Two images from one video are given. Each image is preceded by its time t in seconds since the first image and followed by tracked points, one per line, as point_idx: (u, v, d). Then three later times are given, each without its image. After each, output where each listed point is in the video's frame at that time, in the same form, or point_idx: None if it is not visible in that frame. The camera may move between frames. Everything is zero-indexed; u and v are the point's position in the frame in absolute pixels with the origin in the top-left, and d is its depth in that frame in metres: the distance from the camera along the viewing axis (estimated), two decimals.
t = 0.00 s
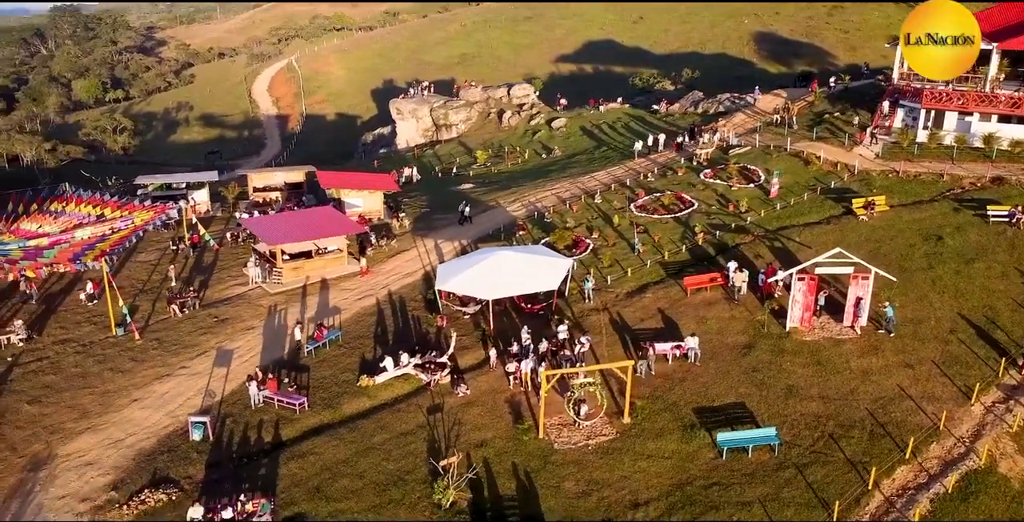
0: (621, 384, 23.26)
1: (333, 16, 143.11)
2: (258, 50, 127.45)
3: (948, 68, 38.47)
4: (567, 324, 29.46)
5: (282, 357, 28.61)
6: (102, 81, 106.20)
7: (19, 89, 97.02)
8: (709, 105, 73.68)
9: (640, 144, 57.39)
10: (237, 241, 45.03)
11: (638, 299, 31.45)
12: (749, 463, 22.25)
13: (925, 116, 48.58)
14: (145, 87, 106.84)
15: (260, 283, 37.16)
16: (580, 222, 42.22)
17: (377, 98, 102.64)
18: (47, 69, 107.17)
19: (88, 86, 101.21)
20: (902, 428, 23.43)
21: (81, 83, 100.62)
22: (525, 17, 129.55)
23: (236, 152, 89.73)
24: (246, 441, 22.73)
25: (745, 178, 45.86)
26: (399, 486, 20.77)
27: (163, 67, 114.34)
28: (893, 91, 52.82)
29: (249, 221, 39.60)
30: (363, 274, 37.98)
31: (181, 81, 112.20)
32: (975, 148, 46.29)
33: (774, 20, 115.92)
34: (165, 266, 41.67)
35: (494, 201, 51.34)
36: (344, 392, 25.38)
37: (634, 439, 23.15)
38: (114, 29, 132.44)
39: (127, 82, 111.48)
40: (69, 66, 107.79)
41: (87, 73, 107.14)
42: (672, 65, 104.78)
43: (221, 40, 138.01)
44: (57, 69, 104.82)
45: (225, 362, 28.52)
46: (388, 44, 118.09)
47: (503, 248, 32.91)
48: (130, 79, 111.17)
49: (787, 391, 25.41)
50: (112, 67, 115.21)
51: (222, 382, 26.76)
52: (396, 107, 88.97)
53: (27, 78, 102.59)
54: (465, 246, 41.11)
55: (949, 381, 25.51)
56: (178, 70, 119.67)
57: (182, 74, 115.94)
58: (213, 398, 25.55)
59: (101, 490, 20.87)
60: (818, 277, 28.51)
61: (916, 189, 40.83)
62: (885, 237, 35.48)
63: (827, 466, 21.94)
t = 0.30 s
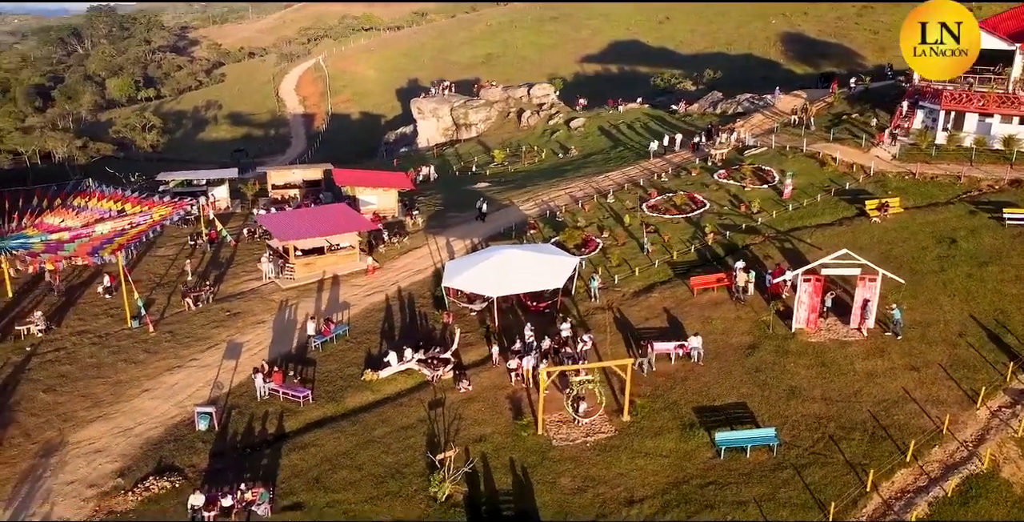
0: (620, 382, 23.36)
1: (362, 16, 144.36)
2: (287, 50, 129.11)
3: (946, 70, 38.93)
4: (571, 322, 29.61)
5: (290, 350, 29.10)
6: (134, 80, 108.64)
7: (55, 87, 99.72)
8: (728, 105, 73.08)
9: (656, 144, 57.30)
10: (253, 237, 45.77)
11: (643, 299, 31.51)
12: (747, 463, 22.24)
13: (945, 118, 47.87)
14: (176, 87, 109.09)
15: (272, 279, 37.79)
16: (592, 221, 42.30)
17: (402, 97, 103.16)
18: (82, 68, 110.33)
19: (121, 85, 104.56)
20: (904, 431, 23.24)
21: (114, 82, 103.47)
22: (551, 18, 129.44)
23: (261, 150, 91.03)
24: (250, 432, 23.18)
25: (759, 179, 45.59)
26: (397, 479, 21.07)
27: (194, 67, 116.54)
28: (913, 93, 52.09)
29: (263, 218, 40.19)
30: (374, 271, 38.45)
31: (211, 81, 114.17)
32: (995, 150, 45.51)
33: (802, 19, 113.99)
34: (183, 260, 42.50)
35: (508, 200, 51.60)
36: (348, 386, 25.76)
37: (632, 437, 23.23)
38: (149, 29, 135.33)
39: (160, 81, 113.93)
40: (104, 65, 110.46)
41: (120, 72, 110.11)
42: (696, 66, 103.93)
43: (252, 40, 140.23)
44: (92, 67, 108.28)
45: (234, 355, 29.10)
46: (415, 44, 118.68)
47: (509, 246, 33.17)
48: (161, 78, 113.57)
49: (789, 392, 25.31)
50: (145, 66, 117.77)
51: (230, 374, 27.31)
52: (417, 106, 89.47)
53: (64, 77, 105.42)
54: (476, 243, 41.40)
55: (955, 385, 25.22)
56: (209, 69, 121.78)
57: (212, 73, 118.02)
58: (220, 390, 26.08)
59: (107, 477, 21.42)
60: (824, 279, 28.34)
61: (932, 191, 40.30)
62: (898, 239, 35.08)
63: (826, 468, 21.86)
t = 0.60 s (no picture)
0: (619, 379, 23.47)
1: (390, 17, 145.44)
2: (315, 50, 130.57)
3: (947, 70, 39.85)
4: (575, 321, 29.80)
5: (298, 344, 29.58)
6: (166, 79, 110.90)
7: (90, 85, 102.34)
8: (747, 106, 72.33)
9: (671, 144, 57.17)
10: (269, 234, 46.47)
11: (649, 298, 31.59)
12: (744, 462, 22.24)
13: (964, 120, 47.11)
14: (207, 86, 111.25)
15: (285, 274, 38.36)
16: (603, 221, 42.36)
17: (426, 97, 103.64)
18: (116, 68, 113.17)
19: (153, 84, 106.87)
20: (905, 434, 23.07)
21: (146, 80, 105.83)
22: (576, 18, 129.04)
23: (286, 148, 92.20)
24: (254, 424, 23.65)
25: (772, 179, 45.29)
26: (394, 472, 21.37)
27: (224, 67, 118.62)
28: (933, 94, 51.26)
29: (277, 214, 40.74)
30: (385, 267, 38.90)
31: (240, 80, 116.08)
32: (1015, 153, 44.72)
33: (832, 18, 111.71)
34: (199, 255, 43.30)
35: (521, 199, 51.80)
36: (353, 380, 26.16)
37: (631, 434, 23.34)
38: (183, 29, 138.03)
39: (191, 80, 116.16)
40: (137, 64, 112.96)
41: (153, 71, 112.61)
42: (720, 66, 102.81)
43: (283, 42, 142.37)
44: (126, 67, 110.93)
45: (244, 348, 29.69)
46: (440, 44, 119.10)
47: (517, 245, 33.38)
48: (192, 77, 115.81)
49: (791, 392, 25.25)
50: (177, 65, 120.14)
51: (238, 367, 27.88)
52: (438, 106, 89.87)
53: (98, 76, 108.15)
54: (486, 242, 41.67)
55: (960, 389, 24.95)
56: (239, 69, 123.74)
57: (242, 72, 120.05)
58: (228, 382, 26.60)
59: (114, 464, 21.98)
60: (830, 280, 28.18)
61: (948, 194, 39.76)
62: (909, 241, 34.70)
63: (824, 469, 21.81)
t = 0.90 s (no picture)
0: (619, 377, 23.58)
1: (418, 17, 146.39)
2: (344, 49, 131.84)
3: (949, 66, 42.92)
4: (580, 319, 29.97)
5: (306, 338, 30.06)
6: (197, 78, 113.03)
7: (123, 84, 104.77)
8: (767, 106, 71.59)
9: (687, 144, 57.01)
10: (285, 230, 47.15)
11: (656, 298, 31.64)
12: (742, 462, 22.24)
13: (985, 121, 46.26)
14: (237, 85, 113.15)
15: (299, 270, 38.96)
16: (614, 221, 42.38)
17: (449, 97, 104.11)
18: (149, 67, 115.65)
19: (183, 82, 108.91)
20: (907, 437, 22.88)
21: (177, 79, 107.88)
22: (603, 18, 128.38)
23: (312, 147, 93.22)
24: (259, 416, 24.13)
25: (787, 181, 44.95)
26: (393, 465, 21.70)
27: (254, 66, 120.57)
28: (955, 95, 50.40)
29: (291, 211, 41.33)
30: (396, 264, 39.33)
31: (270, 80, 117.80)
32: None
33: (862, 17, 109.39)
34: (216, 251, 44.06)
35: (535, 198, 52.00)
36: (357, 374, 26.54)
37: (630, 433, 23.44)
38: (215, 29, 140.60)
39: (221, 78, 118.18)
40: (169, 63, 115.31)
41: (185, 70, 114.90)
42: (745, 66, 101.60)
43: (313, 42, 144.07)
44: (158, 66, 113.31)
45: (254, 341, 30.26)
46: (466, 44, 119.44)
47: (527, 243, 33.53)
48: (223, 76, 117.86)
49: (793, 393, 25.16)
50: (208, 64, 122.28)
51: (247, 359, 28.43)
52: (458, 105, 90.07)
53: (132, 74, 110.63)
54: (498, 240, 41.92)
55: (966, 393, 24.67)
56: (269, 68, 125.48)
57: (273, 71, 121.90)
58: (236, 374, 27.14)
59: (123, 452, 22.58)
60: (837, 281, 28.00)
61: (965, 196, 39.18)
62: (922, 244, 34.29)
63: (822, 471, 21.73)
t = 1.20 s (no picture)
0: (618, 375, 23.71)
1: (446, 17, 147.23)
2: (372, 49, 132.97)
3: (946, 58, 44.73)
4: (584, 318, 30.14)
5: (314, 333, 30.55)
6: (227, 77, 114.98)
7: (155, 83, 107.00)
8: (787, 107, 70.79)
9: (702, 144, 56.78)
10: (301, 227, 47.81)
11: (662, 297, 31.68)
12: (740, 462, 22.27)
13: (1005, 124, 45.53)
14: (266, 84, 114.83)
15: (311, 266, 39.52)
16: (625, 220, 42.40)
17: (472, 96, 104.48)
18: (181, 66, 117.94)
19: (212, 81, 110.82)
20: (908, 440, 22.73)
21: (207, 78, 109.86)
22: (629, 18, 127.67)
23: (337, 145, 94.07)
24: (264, 408, 24.60)
25: (801, 181, 44.59)
26: (393, 458, 22.04)
27: (284, 65, 122.28)
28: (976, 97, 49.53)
29: (305, 208, 41.85)
30: (407, 262, 39.75)
31: (299, 79, 119.30)
32: None
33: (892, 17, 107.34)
34: (233, 246, 44.79)
35: (548, 197, 52.16)
36: (362, 369, 26.93)
37: (629, 431, 23.55)
38: (247, 29, 142.82)
39: (251, 78, 119.96)
40: (200, 63, 117.49)
41: (215, 69, 116.93)
42: (769, 66, 100.41)
43: (342, 42, 145.55)
44: (190, 65, 115.53)
45: (264, 335, 30.84)
46: (490, 44, 119.75)
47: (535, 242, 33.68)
48: (253, 75, 119.70)
49: (795, 395, 25.09)
50: (238, 63, 124.27)
51: (256, 353, 28.96)
52: (479, 105, 90.41)
53: (164, 74, 112.93)
54: (509, 238, 42.17)
55: (970, 397, 24.42)
56: (298, 68, 127.02)
57: (301, 71, 123.44)
58: (245, 367, 27.67)
59: (132, 440, 23.18)
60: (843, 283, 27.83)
61: (981, 199, 38.64)
62: (934, 247, 33.90)
63: (821, 472, 21.69)
